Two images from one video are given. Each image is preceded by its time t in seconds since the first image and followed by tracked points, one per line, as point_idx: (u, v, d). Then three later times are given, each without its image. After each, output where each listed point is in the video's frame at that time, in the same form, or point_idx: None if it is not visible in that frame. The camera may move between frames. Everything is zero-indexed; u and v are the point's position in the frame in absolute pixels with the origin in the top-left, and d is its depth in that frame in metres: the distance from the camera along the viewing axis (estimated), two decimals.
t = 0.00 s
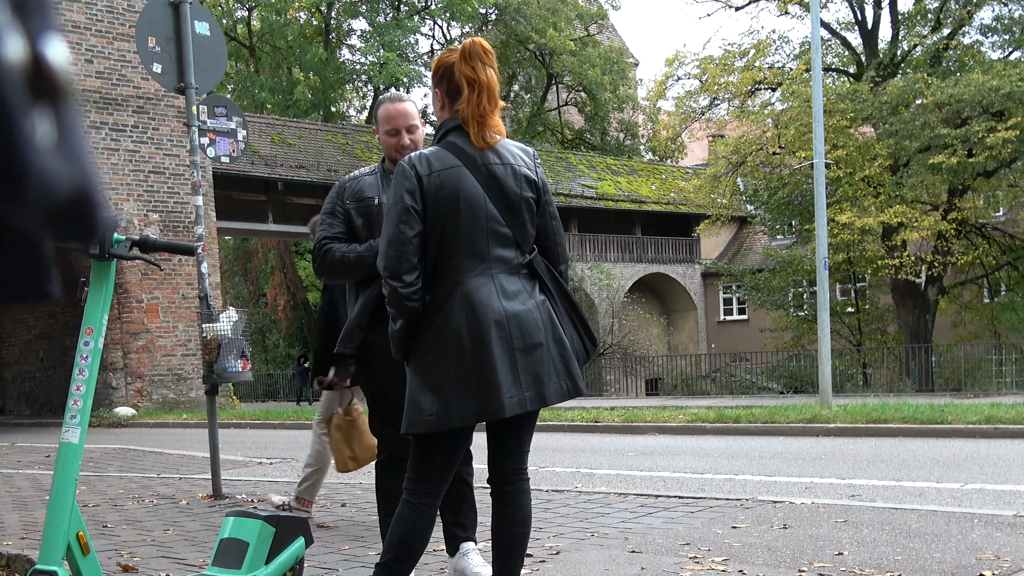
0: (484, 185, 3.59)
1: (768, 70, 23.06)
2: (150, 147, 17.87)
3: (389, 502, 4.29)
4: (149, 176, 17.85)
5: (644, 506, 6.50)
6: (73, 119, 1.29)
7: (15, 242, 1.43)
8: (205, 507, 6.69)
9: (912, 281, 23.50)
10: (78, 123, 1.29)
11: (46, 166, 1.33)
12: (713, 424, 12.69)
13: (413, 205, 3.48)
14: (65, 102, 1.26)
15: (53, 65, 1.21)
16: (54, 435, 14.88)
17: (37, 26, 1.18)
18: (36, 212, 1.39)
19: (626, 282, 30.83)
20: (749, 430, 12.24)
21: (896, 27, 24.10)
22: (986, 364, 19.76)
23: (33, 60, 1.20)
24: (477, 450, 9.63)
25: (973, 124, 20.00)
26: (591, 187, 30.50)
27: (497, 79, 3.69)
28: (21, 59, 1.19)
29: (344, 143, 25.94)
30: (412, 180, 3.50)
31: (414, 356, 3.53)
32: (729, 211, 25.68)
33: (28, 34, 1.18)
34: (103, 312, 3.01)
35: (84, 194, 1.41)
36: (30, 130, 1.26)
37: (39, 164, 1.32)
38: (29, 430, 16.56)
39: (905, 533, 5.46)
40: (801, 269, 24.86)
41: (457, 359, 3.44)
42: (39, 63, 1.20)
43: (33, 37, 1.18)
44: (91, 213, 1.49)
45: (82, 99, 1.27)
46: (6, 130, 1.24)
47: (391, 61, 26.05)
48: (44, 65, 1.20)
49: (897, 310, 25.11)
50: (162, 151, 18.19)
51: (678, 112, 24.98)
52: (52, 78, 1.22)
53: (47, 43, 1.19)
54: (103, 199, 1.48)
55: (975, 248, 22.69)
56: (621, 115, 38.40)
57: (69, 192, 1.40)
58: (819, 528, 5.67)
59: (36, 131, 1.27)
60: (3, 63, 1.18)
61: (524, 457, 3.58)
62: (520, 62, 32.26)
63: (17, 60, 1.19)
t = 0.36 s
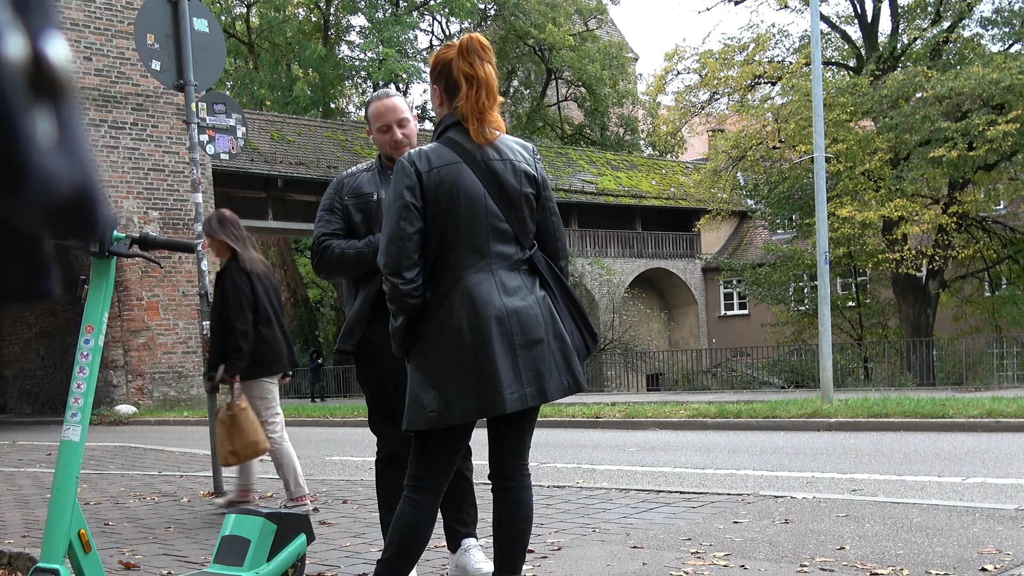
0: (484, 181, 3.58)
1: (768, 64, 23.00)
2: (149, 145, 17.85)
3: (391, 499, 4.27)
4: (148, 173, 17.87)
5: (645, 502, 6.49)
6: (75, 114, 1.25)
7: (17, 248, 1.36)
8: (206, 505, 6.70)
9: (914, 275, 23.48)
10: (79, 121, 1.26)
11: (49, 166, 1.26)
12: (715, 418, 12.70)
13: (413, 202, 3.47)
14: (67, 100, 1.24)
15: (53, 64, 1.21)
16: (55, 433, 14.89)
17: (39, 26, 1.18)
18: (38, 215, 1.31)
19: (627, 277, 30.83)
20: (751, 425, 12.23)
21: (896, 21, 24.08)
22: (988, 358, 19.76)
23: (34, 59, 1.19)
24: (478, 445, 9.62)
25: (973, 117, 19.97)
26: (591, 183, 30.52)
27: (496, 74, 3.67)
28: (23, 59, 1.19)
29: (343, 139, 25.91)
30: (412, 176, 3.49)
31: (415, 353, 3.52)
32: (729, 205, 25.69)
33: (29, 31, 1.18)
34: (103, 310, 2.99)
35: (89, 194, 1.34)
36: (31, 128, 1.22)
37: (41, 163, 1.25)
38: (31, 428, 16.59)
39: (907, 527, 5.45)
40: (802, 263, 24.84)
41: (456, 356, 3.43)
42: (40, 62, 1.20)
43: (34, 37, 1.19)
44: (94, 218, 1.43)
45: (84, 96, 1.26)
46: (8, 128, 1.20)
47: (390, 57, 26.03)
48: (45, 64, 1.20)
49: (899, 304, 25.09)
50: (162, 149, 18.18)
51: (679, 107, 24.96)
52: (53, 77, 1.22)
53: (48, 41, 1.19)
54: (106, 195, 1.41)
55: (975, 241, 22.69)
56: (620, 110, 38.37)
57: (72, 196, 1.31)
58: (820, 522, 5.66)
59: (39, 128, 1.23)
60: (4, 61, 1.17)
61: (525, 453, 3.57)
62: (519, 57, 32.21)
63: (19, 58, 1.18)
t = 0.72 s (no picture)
0: (485, 178, 3.57)
1: (769, 60, 22.96)
2: (150, 142, 17.85)
3: (391, 496, 4.28)
4: (149, 170, 17.89)
5: (646, 498, 6.49)
6: (75, 109, 1.26)
7: (18, 240, 1.37)
8: (207, 501, 6.70)
9: (915, 271, 23.45)
10: (80, 117, 1.27)
11: (47, 159, 1.28)
12: (716, 415, 12.69)
13: (414, 199, 3.46)
14: (66, 94, 1.24)
15: (53, 58, 1.21)
16: (57, 430, 14.91)
17: (37, 20, 1.18)
18: (37, 209, 1.33)
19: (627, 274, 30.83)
20: (751, 422, 12.22)
21: (898, 17, 24.04)
22: (989, 354, 19.75)
23: (33, 52, 1.19)
24: (479, 442, 9.62)
25: (974, 114, 19.98)
26: (592, 179, 30.53)
27: (496, 70, 3.67)
28: (22, 52, 1.19)
29: (344, 136, 25.89)
30: (413, 173, 3.48)
31: (415, 351, 3.51)
32: (730, 202, 25.66)
33: (29, 26, 1.18)
34: (103, 307, 2.99)
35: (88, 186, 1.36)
36: (30, 122, 1.23)
37: (40, 157, 1.27)
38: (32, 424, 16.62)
39: (908, 524, 5.45)
40: (803, 260, 24.83)
41: (457, 352, 3.43)
42: (40, 56, 1.20)
43: (33, 31, 1.18)
44: (93, 207, 1.45)
45: (85, 92, 1.26)
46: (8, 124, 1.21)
47: (391, 53, 26.02)
48: (45, 58, 1.20)
49: (900, 300, 25.08)
50: (162, 145, 18.23)
51: (680, 103, 24.94)
52: (53, 71, 1.22)
53: (48, 36, 1.19)
54: (105, 189, 1.41)
55: (977, 238, 22.69)
56: (622, 106, 38.33)
57: (71, 187, 1.34)
58: (820, 519, 5.66)
59: (38, 122, 1.24)
60: (4, 55, 1.17)
61: (526, 449, 3.57)
62: (520, 54, 32.17)
63: (18, 53, 1.18)
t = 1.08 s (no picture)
0: (486, 176, 3.56)
1: (770, 57, 22.90)
2: (150, 140, 17.85)
3: (393, 494, 4.27)
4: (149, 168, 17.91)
5: (647, 496, 6.49)
6: (77, 101, 1.29)
7: (21, 236, 1.40)
8: (208, 499, 6.70)
9: (916, 268, 23.45)
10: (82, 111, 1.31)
11: (50, 155, 1.32)
12: (717, 413, 12.70)
13: (416, 197, 3.45)
14: (71, 90, 1.28)
15: (57, 54, 1.24)
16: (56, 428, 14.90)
17: (41, 15, 1.21)
18: (39, 202, 1.37)
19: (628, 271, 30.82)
20: (752, 419, 12.22)
21: (898, 14, 24.02)
22: (990, 351, 19.72)
23: (36, 49, 1.22)
24: (480, 439, 9.62)
25: (975, 111, 19.95)
26: (593, 177, 30.55)
27: (497, 64, 3.65)
28: (26, 47, 1.21)
29: (344, 134, 25.87)
30: (414, 171, 3.47)
31: (417, 348, 3.51)
32: (731, 199, 25.63)
33: (33, 21, 1.21)
34: (104, 305, 2.99)
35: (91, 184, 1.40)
36: (35, 118, 1.26)
37: (43, 153, 1.31)
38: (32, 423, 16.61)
39: (909, 521, 5.44)
40: (804, 257, 24.80)
41: (458, 351, 3.43)
42: (43, 51, 1.23)
43: (36, 27, 1.21)
44: (95, 193, 1.50)
45: (87, 88, 1.30)
46: (12, 121, 1.24)
47: (391, 51, 26.02)
48: (49, 54, 1.23)
49: (901, 297, 25.08)
50: (162, 143, 18.23)
51: (680, 101, 24.94)
52: (56, 66, 1.25)
53: (52, 32, 1.23)
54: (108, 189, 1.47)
55: (978, 234, 22.69)
56: (622, 104, 38.32)
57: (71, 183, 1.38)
58: (822, 516, 5.66)
59: (42, 118, 1.27)
60: (7, 50, 1.20)
61: (526, 447, 3.57)
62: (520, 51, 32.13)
63: (22, 49, 1.21)
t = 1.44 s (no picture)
0: (488, 173, 3.56)
1: (771, 55, 22.85)
2: (151, 137, 17.84)
3: (394, 492, 4.27)
4: (150, 166, 17.91)
5: (648, 494, 6.49)
6: (82, 100, 1.42)
7: (24, 225, 1.51)
8: (209, 497, 6.71)
9: (916, 266, 23.44)
10: (87, 108, 1.43)
11: (59, 150, 1.44)
12: (717, 411, 12.71)
13: (416, 193, 3.45)
14: (76, 88, 1.41)
15: (65, 52, 1.37)
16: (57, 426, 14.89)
17: (49, 15, 1.33)
18: (44, 197, 1.48)
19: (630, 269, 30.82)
20: (753, 418, 12.22)
21: (900, 12, 24.01)
22: (991, 350, 19.78)
23: (45, 46, 1.34)
24: (480, 437, 9.63)
25: (976, 109, 19.95)
26: (594, 174, 30.56)
27: (495, 54, 3.65)
28: (34, 45, 1.34)
29: (345, 132, 25.85)
30: (416, 168, 3.48)
31: (417, 345, 3.52)
32: (732, 197, 25.61)
33: (40, 21, 1.33)
34: (105, 303, 2.98)
35: (95, 178, 1.52)
36: (43, 116, 1.39)
37: (51, 149, 1.43)
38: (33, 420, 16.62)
39: (909, 519, 5.45)
40: (804, 255, 24.78)
41: (459, 348, 3.43)
42: (50, 49, 1.35)
43: (44, 26, 1.33)
44: (101, 198, 1.58)
45: (91, 86, 1.43)
46: (19, 112, 1.36)
47: (392, 49, 26.02)
48: (56, 52, 1.36)
49: (902, 296, 25.08)
50: (163, 141, 18.20)
51: (681, 99, 24.96)
52: (63, 65, 1.37)
53: (60, 30, 1.35)
54: (114, 185, 1.60)
55: (979, 233, 22.70)
56: (623, 102, 38.32)
57: (81, 181, 1.51)
58: (822, 514, 5.67)
59: (50, 116, 1.40)
60: (15, 48, 1.32)
61: (527, 445, 3.56)
62: (521, 49, 32.10)
63: (30, 47, 1.33)
